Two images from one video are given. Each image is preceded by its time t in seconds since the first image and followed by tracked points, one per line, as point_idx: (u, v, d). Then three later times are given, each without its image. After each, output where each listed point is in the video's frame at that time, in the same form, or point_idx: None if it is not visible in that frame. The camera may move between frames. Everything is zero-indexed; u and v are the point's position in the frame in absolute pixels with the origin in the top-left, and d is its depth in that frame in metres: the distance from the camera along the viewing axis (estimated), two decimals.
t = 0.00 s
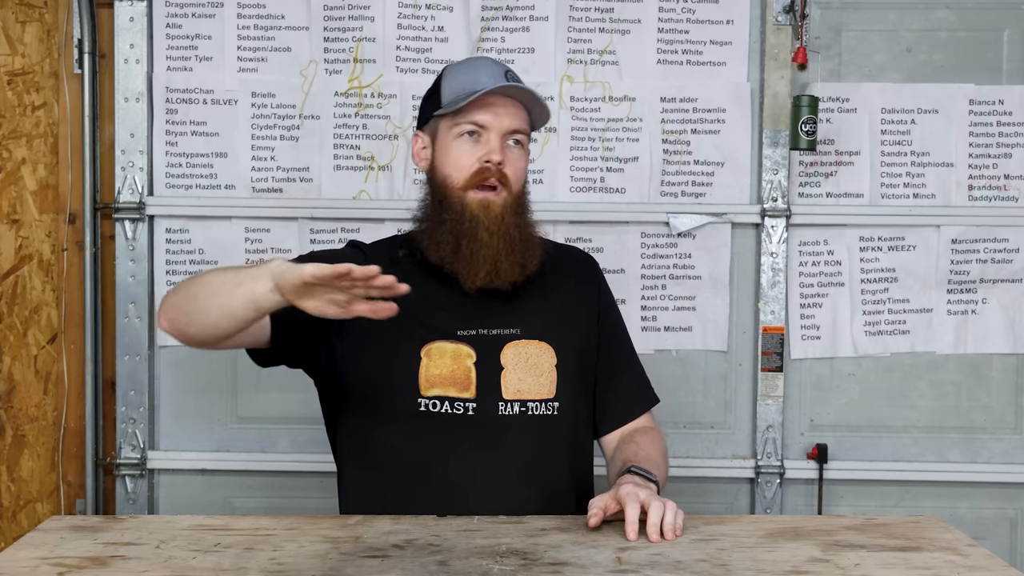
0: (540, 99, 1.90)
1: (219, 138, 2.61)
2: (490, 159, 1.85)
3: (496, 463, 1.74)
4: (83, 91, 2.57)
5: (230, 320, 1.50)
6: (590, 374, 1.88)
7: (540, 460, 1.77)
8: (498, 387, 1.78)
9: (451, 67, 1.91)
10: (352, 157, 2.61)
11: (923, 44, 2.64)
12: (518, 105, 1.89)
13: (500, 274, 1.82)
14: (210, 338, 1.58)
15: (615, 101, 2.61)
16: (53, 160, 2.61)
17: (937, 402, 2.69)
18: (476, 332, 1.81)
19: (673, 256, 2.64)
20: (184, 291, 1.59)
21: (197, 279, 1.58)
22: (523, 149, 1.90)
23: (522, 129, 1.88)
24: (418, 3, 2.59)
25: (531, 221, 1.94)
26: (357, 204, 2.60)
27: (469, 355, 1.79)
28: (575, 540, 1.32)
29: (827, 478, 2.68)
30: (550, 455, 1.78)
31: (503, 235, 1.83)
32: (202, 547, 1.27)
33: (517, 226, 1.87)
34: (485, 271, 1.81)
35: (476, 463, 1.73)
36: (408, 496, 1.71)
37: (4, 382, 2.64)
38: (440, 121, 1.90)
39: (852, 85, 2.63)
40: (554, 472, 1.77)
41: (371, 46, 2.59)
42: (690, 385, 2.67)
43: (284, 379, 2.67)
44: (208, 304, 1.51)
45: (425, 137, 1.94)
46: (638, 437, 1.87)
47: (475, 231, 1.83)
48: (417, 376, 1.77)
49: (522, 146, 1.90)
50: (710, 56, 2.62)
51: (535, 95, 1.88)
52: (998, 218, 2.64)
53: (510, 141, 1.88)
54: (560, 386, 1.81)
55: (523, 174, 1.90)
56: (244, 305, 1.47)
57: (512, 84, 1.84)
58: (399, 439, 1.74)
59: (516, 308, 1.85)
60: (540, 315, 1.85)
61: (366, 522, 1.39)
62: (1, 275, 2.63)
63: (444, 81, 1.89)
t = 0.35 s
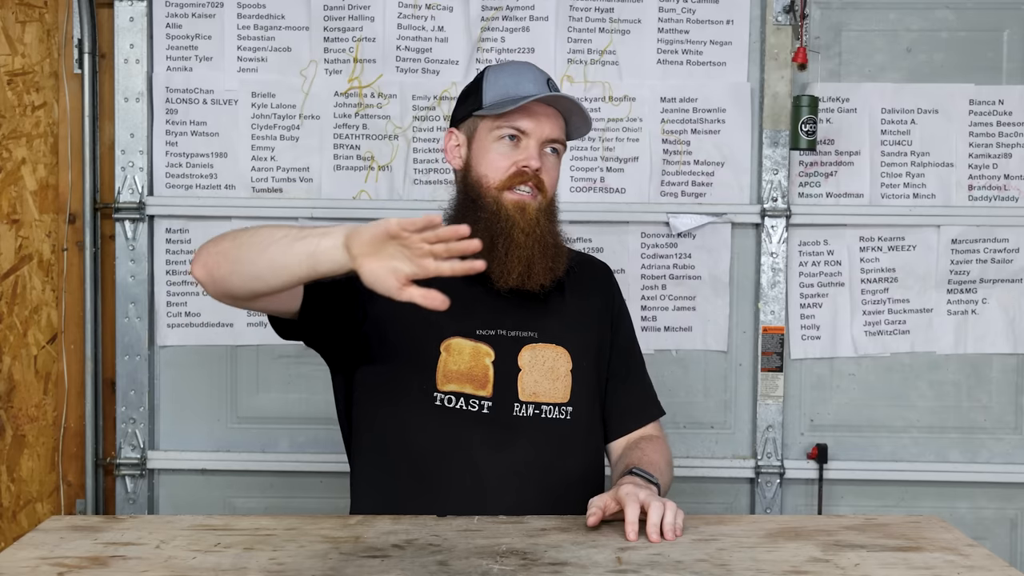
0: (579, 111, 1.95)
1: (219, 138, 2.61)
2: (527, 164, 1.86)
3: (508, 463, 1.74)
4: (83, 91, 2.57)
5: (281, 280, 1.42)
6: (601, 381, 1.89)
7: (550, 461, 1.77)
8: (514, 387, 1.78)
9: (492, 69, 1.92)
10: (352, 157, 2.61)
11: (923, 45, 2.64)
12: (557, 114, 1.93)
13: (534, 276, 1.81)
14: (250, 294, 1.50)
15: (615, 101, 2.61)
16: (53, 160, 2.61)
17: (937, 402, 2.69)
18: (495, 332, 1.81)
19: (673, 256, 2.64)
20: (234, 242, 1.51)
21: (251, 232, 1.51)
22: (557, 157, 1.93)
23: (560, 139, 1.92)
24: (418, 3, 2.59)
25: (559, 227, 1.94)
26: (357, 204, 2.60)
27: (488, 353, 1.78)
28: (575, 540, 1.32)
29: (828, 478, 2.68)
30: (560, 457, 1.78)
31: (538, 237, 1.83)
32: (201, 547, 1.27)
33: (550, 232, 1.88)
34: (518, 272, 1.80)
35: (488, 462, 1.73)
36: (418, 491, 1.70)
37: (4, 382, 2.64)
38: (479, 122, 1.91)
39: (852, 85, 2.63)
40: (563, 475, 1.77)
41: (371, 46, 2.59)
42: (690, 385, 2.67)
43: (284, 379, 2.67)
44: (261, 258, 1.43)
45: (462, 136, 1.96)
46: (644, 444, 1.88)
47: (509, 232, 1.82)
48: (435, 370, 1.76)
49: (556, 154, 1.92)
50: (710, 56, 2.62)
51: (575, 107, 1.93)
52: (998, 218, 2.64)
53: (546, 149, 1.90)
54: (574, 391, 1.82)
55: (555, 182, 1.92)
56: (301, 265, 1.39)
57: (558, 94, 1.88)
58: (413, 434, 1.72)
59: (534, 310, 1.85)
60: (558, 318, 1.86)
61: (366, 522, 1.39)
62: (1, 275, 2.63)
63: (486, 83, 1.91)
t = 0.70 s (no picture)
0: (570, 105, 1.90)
1: (219, 138, 2.61)
2: (520, 162, 1.82)
3: (511, 462, 1.73)
4: (83, 91, 2.57)
5: (302, 253, 1.50)
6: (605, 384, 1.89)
7: (553, 462, 1.76)
8: (518, 387, 1.78)
9: (480, 73, 1.90)
10: (352, 157, 2.61)
11: (923, 45, 2.64)
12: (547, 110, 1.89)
13: (533, 279, 1.81)
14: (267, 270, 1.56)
15: (615, 101, 2.61)
16: (53, 160, 2.61)
17: (937, 402, 2.69)
18: (500, 332, 1.82)
19: (673, 256, 2.64)
20: (251, 220, 1.58)
21: (267, 211, 1.58)
22: (551, 152, 1.88)
23: (551, 134, 1.88)
24: (418, 3, 2.59)
25: (559, 223, 1.92)
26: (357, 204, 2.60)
27: (494, 353, 1.80)
28: (575, 540, 1.32)
29: (827, 478, 2.68)
30: (563, 458, 1.77)
31: (536, 237, 1.80)
32: (202, 547, 1.27)
33: (548, 231, 1.85)
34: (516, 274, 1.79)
35: (491, 460, 1.73)
36: (421, 488, 1.71)
37: (4, 382, 2.64)
38: (470, 126, 1.88)
39: (852, 85, 2.63)
40: (566, 475, 1.77)
41: (371, 46, 2.59)
42: (690, 385, 2.67)
43: (284, 379, 2.67)
44: (282, 230, 1.51)
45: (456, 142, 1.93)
46: (647, 447, 1.88)
47: (506, 235, 1.80)
48: (440, 367, 1.77)
49: (550, 149, 1.88)
50: (710, 56, 2.62)
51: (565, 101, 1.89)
52: (998, 218, 2.64)
53: (539, 146, 1.86)
54: (578, 392, 1.82)
55: (551, 177, 1.88)
56: (320, 237, 1.48)
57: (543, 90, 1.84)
58: (418, 431, 1.73)
59: (540, 312, 1.86)
60: (563, 319, 1.86)
61: (366, 522, 1.39)
62: (1, 275, 2.63)
63: (474, 87, 1.88)
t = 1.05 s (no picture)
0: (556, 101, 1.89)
1: (219, 138, 2.61)
2: (509, 162, 1.83)
3: (509, 462, 1.74)
4: (83, 91, 2.57)
5: (289, 260, 1.50)
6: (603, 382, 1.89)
7: (551, 461, 1.76)
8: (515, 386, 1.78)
9: (464, 75, 1.91)
10: (352, 157, 2.61)
11: (923, 45, 2.64)
12: (533, 108, 1.89)
13: (532, 273, 1.81)
14: (256, 277, 1.56)
15: (615, 101, 2.61)
16: (53, 160, 2.61)
17: (937, 402, 2.69)
18: (497, 331, 1.82)
19: (673, 257, 2.64)
20: (238, 227, 1.58)
21: (255, 218, 1.58)
22: (542, 148, 1.89)
23: (540, 130, 1.88)
24: (418, 3, 2.59)
25: (555, 219, 1.92)
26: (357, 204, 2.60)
27: (490, 353, 1.80)
28: (575, 540, 1.32)
29: (827, 478, 2.68)
30: (561, 457, 1.77)
31: (532, 232, 1.81)
32: (202, 547, 1.27)
33: (545, 225, 1.85)
34: (516, 274, 1.79)
35: (489, 460, 1.73)
36: (419, 488, 1.71)
37: (4, 382, 2.64)
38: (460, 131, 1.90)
39: (852, 85, 2.63)
40: (564, 475, 1.77)
41: (371, 46, 2.59)
42: (690, 385, 2.67)
43: (284, 379, 2.67)
44: (269, 238, 1.51)
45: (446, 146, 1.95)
46: (646, 446, 1.88)
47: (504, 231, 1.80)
48: (437, 367, 1.77)
49: (541, 146, 1.89)
50: (710, 56, 2.62)
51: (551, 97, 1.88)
52: (998, 218, 2.64)
53: (528, 144, 1.87)
54: (575, 391, 1.81)
55: (544, 173, 1.88)
56: (307, 246, 1.48)
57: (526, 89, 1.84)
58: (415, 431, 1.73)
59: (536, 311, 1.86)
60: (560, 318, 1.86)
61: (366, 522, 1.39)
62: (1, 275, 2.63)
63: (459, 91, 1.89)
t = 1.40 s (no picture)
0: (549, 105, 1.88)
1: (219, 138, 2.61)
2: (501, 166, 1.83)
3: (506, 463, 1.73)
4: (83, 91, 2.57)
5: (284, 256, 1.50)
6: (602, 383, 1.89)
7: (548, 461, 1.76)
8: (513, 387, 1.78)
9: (457, 79, 1.91)
10: (352, 157, 2.61)
11: (923, 44, 2.64)
12: (526, 111, 1.88)
13: (525, 283, 1.81)
14: (252, 275, 1.56)
15: (615, 101, 2.61)
16: (53, 160, 2.61)
17: (937, 402, 2.69)
18: (494, 332, 1.82)
19: (672, 256, 2.64)
20: (234, 226, 1.58)
21: (250, 217, 1.58)
22: (534, 153, 1.89)
23: (533, 133, 1.88)
24: (418, 3, 2.59)
25: (551, 226, 1.93)
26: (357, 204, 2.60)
27: (488, 353, 1.79)
28: (575, 540, 1.32)
29: (827, 478, 2.68)
30: (559, 458, 1.77)
31: (525, 241, 1.81)
32: (202, 547, 1.27)
33: (538, 233, 1.86)
34: (511, 280, 1.79)
35: (486, 460, 1.73)
36: (417, 489, 1.71)
37: (4, 382, 2.64)
38: (452, 135, 1.90)
39: (853, 85, 2.63)
40: (561, 475, 1.77)
41: (371, 46, 2.59)
42: (690, 385, 2.67)
43: (284, 379, 2.67)
44: (264, 235, 1.51)
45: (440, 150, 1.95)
46: (645, 447, 1.88)
47: (496, 242, 1.81)
48: (435, 367, 1.77)
49: (533, 150, 1.88)
50: (710, 56, 2.62)
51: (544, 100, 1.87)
52: (998, 218, 2.64)
53: (520, 148, 1.87)
54: (573, 392, 1.81)
55: (537, 178, 1.88)
56: (302, 242, 1.48)
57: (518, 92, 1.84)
58: (412, 431, 1.73)
59: (534, 312, 1.86)
60: (557, 319, 1.86)
61: (366, 522, 1.39)
62: (1, 275, 2.63)
63: (452, 95, 1.89)
